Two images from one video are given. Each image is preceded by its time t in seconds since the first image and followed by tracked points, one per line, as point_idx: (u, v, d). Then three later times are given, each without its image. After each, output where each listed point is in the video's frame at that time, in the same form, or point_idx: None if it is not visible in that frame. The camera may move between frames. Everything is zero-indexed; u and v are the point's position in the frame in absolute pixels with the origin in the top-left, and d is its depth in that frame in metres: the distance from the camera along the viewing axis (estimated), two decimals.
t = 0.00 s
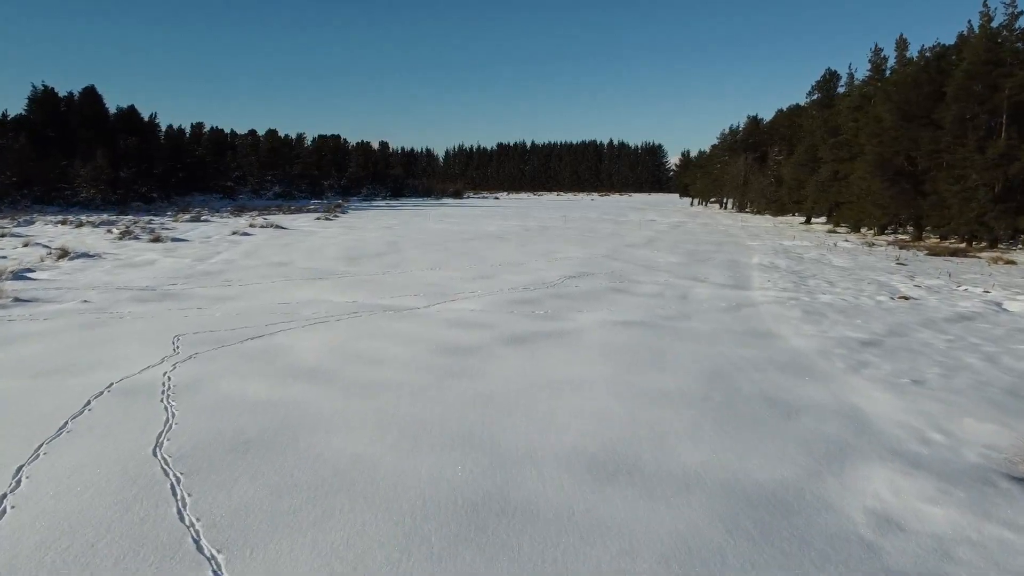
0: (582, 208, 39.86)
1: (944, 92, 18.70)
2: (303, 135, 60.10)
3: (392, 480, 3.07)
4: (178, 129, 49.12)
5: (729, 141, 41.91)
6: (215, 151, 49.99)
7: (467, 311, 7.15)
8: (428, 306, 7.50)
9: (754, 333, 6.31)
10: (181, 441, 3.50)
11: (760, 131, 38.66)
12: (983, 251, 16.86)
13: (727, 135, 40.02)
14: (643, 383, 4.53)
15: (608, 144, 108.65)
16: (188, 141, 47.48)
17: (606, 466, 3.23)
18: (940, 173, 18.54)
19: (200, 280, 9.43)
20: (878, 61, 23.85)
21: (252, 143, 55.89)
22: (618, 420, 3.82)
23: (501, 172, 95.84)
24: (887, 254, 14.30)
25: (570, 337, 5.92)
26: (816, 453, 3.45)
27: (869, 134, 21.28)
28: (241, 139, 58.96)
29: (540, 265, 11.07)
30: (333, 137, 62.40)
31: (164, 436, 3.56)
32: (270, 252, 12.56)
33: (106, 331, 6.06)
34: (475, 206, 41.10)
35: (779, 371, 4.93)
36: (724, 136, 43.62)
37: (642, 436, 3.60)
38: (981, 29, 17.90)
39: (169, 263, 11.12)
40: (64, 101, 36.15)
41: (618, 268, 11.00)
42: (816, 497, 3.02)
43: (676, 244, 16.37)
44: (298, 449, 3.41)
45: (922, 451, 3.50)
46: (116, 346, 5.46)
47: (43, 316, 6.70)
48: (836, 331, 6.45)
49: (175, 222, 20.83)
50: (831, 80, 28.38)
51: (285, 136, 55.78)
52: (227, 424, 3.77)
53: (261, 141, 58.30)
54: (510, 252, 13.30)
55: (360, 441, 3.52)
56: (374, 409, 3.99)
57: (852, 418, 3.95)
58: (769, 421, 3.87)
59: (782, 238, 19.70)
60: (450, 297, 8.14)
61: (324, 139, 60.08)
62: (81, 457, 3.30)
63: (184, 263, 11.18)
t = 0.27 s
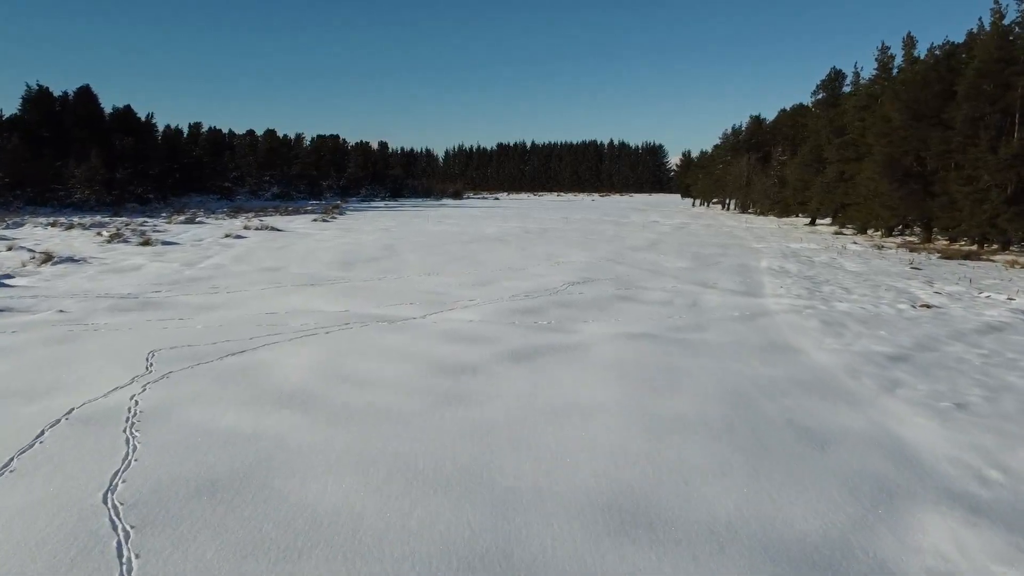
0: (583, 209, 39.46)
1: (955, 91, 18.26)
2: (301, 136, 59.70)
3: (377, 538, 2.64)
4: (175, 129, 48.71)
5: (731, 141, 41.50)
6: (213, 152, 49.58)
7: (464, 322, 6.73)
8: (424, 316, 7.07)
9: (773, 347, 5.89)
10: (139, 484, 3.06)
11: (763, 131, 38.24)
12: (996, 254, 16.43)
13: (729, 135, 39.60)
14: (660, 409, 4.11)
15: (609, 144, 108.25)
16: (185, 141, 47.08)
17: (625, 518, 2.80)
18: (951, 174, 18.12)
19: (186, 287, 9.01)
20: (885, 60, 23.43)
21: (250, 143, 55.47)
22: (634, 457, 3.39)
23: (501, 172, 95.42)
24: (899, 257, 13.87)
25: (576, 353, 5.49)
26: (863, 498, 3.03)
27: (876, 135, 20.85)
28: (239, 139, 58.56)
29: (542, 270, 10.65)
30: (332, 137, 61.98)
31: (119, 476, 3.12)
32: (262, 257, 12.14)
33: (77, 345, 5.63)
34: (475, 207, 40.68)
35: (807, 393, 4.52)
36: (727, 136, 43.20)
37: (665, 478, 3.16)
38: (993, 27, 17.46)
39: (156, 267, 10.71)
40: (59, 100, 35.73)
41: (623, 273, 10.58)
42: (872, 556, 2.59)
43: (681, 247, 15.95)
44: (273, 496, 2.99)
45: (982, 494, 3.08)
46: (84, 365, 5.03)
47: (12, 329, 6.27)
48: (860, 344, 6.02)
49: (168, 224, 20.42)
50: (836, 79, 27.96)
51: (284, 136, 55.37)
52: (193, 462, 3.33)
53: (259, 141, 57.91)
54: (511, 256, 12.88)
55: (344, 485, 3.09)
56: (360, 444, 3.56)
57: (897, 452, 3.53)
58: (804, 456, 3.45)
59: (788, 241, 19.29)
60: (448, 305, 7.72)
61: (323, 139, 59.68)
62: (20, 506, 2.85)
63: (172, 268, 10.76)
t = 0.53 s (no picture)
0: (583, 210, 39.07)
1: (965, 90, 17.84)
2: (300, 136, 59.34)
3: None
4: (172, 130, 48.36)
5: (733, 141, 41.13)
6: (211, 152, 49.18)
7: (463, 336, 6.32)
8: (420, 329, 6.67)
9: (795, 365, 5.48)
10: (82, 545, 2.63)
11: (766, 131, 37.97)
12: (1009, 258, 16.01)
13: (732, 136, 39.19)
14: (680, 444, 3.69)
15: (609, 144, 107.98)
16: (182, 141, 46.69)
17: None
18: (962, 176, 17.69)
19: (171, 295, 8.58)
20: (892, 59, 23.00)
21: (248, 143, 55.06)
22: (655, 509, 2.98)
23: (501, 173, 95.03)
24: (911, 262, 13.47)
25: (584, 372, 5.08)
26: (924, 562, 2.62)
27: (885, 135, 20.43)
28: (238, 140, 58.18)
29: (544, 277, 10.24)
30: (331, 137, 61.57)
31: (62, 533, 2.70)
32: (254, 262, 11.74)
33: (43, 364, 5.21)
34: (474, 208, 40.27)
35: (839, 422, 4.11)
36: (729, 136, 42.80)
37: (693, 536, 2.75)
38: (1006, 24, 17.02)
39: (142, 274, 10.31)
40: (54, 100, 35.27)
41: (628, 280, 10.17)
42: None
43: (686, 251, 15.54)
44: (238, 557, 2.57)
45: None
46: (48, 387, 4.61)
47: None
48: (887, 361, 5.61)
49: (162, 227, 20.02)
50: (842, 78, 27.55)
51: (282, 137, 55.01)
52: (150, 512, 2.91)
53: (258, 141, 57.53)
54: (511, 260, 12.48)
55: (323, 545, 2.67)
56: (342, 490, 3.15)
57: (953, 499, 3.12)
58: (847, 506, 3.03)
59: (794, 244, 18.89)
60: (446, 316, 7.31)
61: (321, 140, 59.33)
62: None
63: (159, 274, 10.35)
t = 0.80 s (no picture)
0: (585, 210, 38.65)
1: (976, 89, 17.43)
2: (299, 136, 58.97)
3: None
4: (170, 130, 47.99)
5: (736, 141, 40.75)
6: (208, 153, 48.76)
7: (461, 351, 5.88)
8: (414, 342, 6.23)
9: (817, 384, 5.08)
10: None
11: (769, 131, 37.58)
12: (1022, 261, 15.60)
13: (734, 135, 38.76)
14: (706, 488, 3.26)
15: (609, 145, 107.58)
16: (179, 141, 46.31)
17: None
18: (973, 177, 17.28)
19: (154, 303, 8.18)
20: (900, 57, 22.58)
21: (246, 143, 54.63)
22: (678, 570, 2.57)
23: (501, 173, 94.62)
24: (924, 266, 13.04)
25: (592, 394, 4.64)
26: None
27: (893, 135, 20.01)
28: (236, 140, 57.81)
29: (545, 283, 9.83)
30: (329, 137, 61.16)
31: None
32: (245, 267, 11.32)
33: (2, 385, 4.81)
34: (473, 209, 39.86)
35: (880, 456, 3.68)
36: (731, 136, 42.38)
37: None
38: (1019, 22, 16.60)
39: (127, 280, 9.89)
40: (49, 100, 34.78)
41: (633, 286, 9.74)
42: None
43: (691, 254, 15.14)
44: None
45: None
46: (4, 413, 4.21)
47: None
48: (917, 379, 5.20)
49: (154, 228, 19.59)
50: (847, 77, 27.11)
51: (280, 137, 54.63)
52: None
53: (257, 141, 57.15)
54: (511, 265, 12.05)
55: None
56: (316, 546, 2.74)
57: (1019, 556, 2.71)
58: (899, 565, 2.62)
59: (800, 246, 18.49)
60: (442, 327, 6.91)
61: (320, 140, 58.94)
62: None
63: (144, 280, 9.95)
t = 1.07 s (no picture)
0: (586, 211, 38.22)
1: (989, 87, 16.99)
2: (297, 136, 58.54)
3: None
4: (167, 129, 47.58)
5: (738, 141, 40.33)
6: (206, 152, 48.31)
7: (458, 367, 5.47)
8: (409, 355, 5.82)
9: (846, 404, 4.66)
10: None
11: (772, 131, 37.14)
12: None
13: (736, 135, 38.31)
14: (735, 538, 2.85)
15: (610, 144, 107.16)
16: (176, 141, 45.90)
17: None
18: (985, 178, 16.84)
19: (135, 311, 7.76)
20: (908, 55, 22.14)
21: (244, 143, 54.20)
22: None
23: (500, 173, 94.08)
24: (939, 270, 12.60)
25: (602, 418, 4.22)
26: None
27: (902, 134, 19.58)
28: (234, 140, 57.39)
29: (547, 289, 9.40)
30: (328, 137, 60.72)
31: None
32: (235, 272, 10.91)
33: None
34: (473, 209, 39.46)
35: (928, 495, 3.26)
36: (733, 136, 41.91)
37: None
38: None
39: (109, 286, 9.46)
40: (43, 100, 34.30)
41: (639, 292, 9.32)
42: None
43: (697, 257, 14.71)
44: None
45: None
46: None
47: None
48: (954, 399, 4.78)
49: (147, 230, 19.19)
50: (852, 75, 26.66)
51: (279, 137, 54.21)
52: None
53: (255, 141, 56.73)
54: (511, 269, 11.64)
55: None
56: None
57: None
58: None
59: (807, 249, 18.07)
60: (438, 338, 6.48)
61: (319, 140, 58.52)
62: None
63: (128, 286, 9.52)
